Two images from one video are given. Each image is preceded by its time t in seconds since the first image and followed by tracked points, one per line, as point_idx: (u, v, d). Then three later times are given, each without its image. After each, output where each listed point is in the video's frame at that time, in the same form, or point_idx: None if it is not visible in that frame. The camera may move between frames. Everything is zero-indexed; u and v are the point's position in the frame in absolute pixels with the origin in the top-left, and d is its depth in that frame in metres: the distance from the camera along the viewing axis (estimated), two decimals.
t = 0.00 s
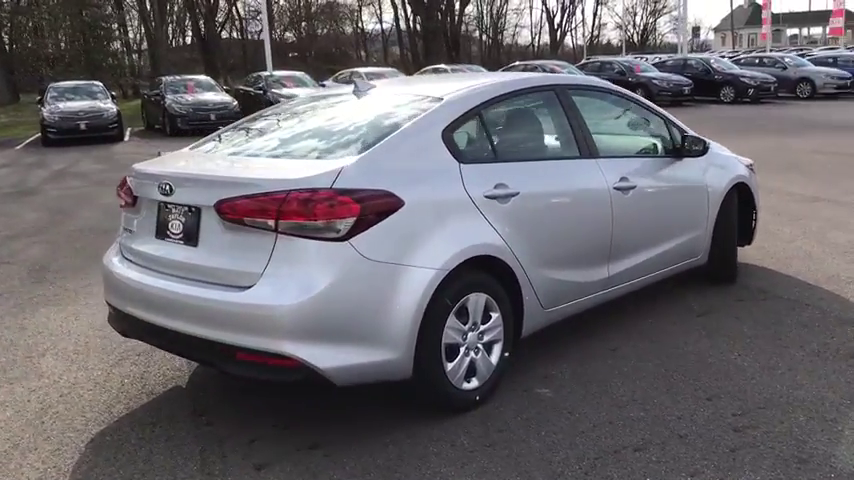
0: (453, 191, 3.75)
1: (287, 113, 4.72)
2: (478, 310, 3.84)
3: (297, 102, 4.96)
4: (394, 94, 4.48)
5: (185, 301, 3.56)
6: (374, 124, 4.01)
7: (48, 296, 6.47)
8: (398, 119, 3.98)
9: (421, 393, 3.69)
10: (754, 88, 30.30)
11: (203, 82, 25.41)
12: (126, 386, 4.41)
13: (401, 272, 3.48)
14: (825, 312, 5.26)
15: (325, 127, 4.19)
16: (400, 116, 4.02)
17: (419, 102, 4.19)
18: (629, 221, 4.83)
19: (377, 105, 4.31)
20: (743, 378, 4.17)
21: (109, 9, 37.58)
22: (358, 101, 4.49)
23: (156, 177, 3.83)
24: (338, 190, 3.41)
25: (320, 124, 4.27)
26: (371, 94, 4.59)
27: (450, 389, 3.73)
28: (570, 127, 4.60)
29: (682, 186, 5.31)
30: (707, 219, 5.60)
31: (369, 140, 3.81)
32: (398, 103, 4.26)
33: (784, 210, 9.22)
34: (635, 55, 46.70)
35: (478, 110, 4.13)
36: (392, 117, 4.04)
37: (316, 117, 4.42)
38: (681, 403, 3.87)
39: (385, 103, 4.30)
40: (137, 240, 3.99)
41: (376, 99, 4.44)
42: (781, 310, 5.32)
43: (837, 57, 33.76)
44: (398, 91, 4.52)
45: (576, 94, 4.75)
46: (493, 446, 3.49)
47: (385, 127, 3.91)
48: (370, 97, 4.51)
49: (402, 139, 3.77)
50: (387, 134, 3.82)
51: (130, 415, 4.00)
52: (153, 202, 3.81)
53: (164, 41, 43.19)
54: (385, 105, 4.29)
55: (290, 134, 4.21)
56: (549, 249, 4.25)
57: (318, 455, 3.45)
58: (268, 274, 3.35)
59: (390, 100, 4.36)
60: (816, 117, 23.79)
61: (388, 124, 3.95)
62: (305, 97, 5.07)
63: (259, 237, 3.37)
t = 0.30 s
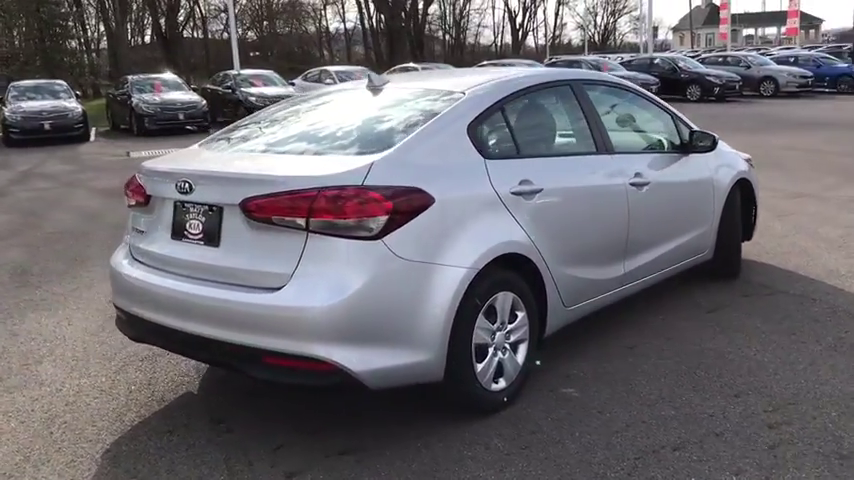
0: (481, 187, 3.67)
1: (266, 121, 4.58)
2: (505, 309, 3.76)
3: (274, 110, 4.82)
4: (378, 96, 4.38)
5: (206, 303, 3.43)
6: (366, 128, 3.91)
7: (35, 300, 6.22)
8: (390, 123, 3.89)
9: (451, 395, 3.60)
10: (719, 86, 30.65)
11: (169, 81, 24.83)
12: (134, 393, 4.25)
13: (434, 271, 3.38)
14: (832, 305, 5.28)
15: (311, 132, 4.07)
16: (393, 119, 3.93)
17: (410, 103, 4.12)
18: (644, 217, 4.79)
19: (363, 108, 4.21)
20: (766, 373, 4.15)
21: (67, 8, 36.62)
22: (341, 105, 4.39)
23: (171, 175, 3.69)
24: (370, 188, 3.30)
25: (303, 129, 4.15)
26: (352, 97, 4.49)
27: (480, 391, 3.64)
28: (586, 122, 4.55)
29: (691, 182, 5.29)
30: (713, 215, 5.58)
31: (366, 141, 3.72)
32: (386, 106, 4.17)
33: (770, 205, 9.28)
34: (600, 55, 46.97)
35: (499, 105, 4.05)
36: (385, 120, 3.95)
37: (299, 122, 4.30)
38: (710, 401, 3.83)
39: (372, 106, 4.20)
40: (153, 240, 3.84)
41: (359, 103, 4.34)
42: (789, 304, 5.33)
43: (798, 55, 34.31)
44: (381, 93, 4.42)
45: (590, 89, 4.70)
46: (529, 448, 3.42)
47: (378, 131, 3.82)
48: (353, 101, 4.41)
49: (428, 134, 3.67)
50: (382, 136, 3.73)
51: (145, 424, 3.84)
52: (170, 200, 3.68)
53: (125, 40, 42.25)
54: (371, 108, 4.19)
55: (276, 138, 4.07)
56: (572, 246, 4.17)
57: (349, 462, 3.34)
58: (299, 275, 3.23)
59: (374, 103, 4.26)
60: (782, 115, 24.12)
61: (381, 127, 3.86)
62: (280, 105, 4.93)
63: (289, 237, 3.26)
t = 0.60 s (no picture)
0: (500, 188, 3.61)
1: (248, 132, 4.45)
2: (525, 312, 3.70)
3: (252, 122, 4.70)
4: (361, 103, 4.31)
5: (224, 310, 3.33)
6: (356, 135, 3.84)
7: (21, 310, 6.01)
8: (381, 129, 3.83)
9: (474, 400, 3.53)
10: (689, 85, 30.92)
11: (139, 83, 24.33)
12: (138, 403, 4.12)
13: (458, 274, 3.32)
14: (834, 302, 5.31)
15: (297, 140, 3.98)
16: (384, 126, 3.87)
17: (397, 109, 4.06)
18: (652, 215, 4.77)
19: (349, 116, 4.14)
20: (781, 372, 4.15)
21: (28, 9, 35.75)
22: (324, 114, 4.31)
23: (181, 179, 3.58)
24: (394, 189, 3.22)
25: (287, 138, 4.05)
26: (333, 106, 4.41)
27: (502, 396, 3.58)
28: (597, 121, 4.51)
29: (695, 181, 5.29)
30: (714, 214, 5.59)
31: (360, 147, 3.65)
32: (372, 112, 4.11)
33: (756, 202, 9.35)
34: (568, 55, 47.14)
35: (513, 104, 4.01)
36: (375, 127, 3.89)
37: (283, 132, 4.20)
38: (730, 400, 3.81)
39: (358, 113, 4.14)
40: (160, 246, 3.72)
41: (343, 111, 4.26)
42: (791, 301, 5.35)
43: (763, 54, 34.79)
44: (364, 100, 4.35)
45: (598, 89, 4.68)
46: (557, 452, 3.36)
47: (369, 137, 3.75)
48: (336, 109, 4.33)
49: (447, 134, 3.61)
50: (375, 142, 3.66)
51: (156, 435, 3.72)
52: (182, 204, 3.57)
53: (88, 41, 41.34)
54: (357, 115, 4.12)
55: (263, 145, 3.98)
56: (586, 246, 4.14)
57: (373, 472, 3.26)
58: (324, 280, 3.15)
59: (359, 110, 4.19)
60: (751, 112, 24.38)
61: (373, 134, 3.79)
62: (260, 115, 4.82)
63: (311, 240, 3.17)
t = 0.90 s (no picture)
0: (514, 183, 3.55)
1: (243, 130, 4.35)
2: (540, 309, 3.63)
3: (244, 122, 4.59)
4: (346, 104, 4.21)
5: (235, 311, 3.22)
6: (343, 135, 3.76)
7: (7, 317, 5.82)
8: (371, 129, 3.75)
9: (492, 401, 3.45)
10: (664, 82, 31.11)
11: (113, 83, 23.94)
12: (139, 410, 3.97)
13: (477, 270, 3.25)
14: (837, 294, 5.30)
15: (286, 139, 3.88)
16: (373, 126, 3.79)
17: (384, 109, 3.99)
18: (658, 210, 4.73)
19: (335, 117, 4.04)
20: (795, 365, 4.11)
21: None
22: (309, 115, 4.20)
23: (186, 177, 3.48)
24: (412, 185, 3.14)
25: (273, 139, 3.94)
26: (317, 107, 4.30)
27: (520, 395, 3.50)
28: (603, 115, 4.46)
29: (697, 175, 5.26)
30: (715, 208, 5.56)
31: (349, 147, 3.58)
32: (358, 113, 4.03)
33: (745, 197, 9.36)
34: (543, 54, 47.21)
35: (522, 97, 3.95)
36: (364, 127, 3.81)
37: (278, 130, 4.10)
38: (747, 395, 3.77)
39: (344, 113, 4.05)
40: (164, 248, 3.59)
41: (328, 112, 4.16)
42: (794, 294, 5.33)
43: (736, 51, 35.10)
44: (348, 101, 4.26)
45: (603, 82, 4.63)
46: (579, 452, 3.29)
47: (360, 137, 3.66)
48: (320, 110, 4.22)
49: (460, 128, 3.55)
50: (367, 142, 3.58)
51: (162, 443, 3.59)
52: (187, 204, 3.47)
53: (58, 43, 40.62)
54: (343, 116, 4.03)
55: (262, 143, 3.88)
56: (597, 241, 4.08)
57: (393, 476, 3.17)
58: (342, 278, 3.07)
59: (345, 110, 4.10)
60: (727, 109, 24.56)
61: (363, 134, 3.71)
62: (251, 116, 4.70)
63: (329, 239, 3.09)
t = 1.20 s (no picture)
0: (525, 183, 3.49)
1: (235, 133, 4.24)
2: (552, 311, 3.57)
3: (236, 125, 4.48)
4: (336, 106, 4.12)
5: (241, 317, 3.13)
6: (334, 138, 3.68)
7: None
8: (363, 132, 3.67)
9: (505, 405, 3.38)
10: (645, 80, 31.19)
11: (92, 83, 23.60)
12: (139, 419, 3.86)
13: (491, 272, 3.18)
14: (838, 291, 5.29)
15: (278, 142, 3.79)
16: (365, 128, 3.71)
17: (374, 111, 3.91)
18: (663, 208, 4.69)
19: (325, 120, 3.96)
20: (805, 364, 4.07)
21: None
22: (299, 118, 4.11)
23: (187, 178, 3.38)
24: (424, 186, 3.07)
25: (265, 142, 3.84)
26: (306, 110, 4.20)
27: (532, 399, 3.44)
28: (608, 113, 4.41)
29: (698, 172, 5.23)
30: (716, 205, 5.53)
31: (342, 149, 3.49)
32: (348, 115, 3.94)
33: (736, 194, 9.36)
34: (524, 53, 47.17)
35: (529, 95, 3.89)
36: (355, 129, 3.73)
37: (273, 133, 4.01)
38: (760, 395, 3.72)
39: (334, 116, 3.96)
40: (165, 252, 3.48)
41: (318, 114, 4.07)
42: (796, 292, 5.31)
43: (716, 49, 35.27)
44: (338, 103, 4.17)
45: (606, 79, 4.58)
46: (595, 456, 3.23)
47: (352, 139, 3.58)
48: (309, 113, 4.13)
49: (469, 127, 3.48)
50: (360, 144, 3.50)
51: (165, 453, 3.49)
52: (190, 207, 3.37)
53: (33, 43, 40.00)
54: (332, 118, 3.94)
55: (262, 144, 3.78)
56: (605, 240, 4.03)
57: None
58: (354, 282, 2.98)
59: (335, 112, 4.02)
60: (709, 106, 24.66)
61: (355, 136, 3.63)
62: (240, 119, 4.60)
63: (341, 242, 3.01)
